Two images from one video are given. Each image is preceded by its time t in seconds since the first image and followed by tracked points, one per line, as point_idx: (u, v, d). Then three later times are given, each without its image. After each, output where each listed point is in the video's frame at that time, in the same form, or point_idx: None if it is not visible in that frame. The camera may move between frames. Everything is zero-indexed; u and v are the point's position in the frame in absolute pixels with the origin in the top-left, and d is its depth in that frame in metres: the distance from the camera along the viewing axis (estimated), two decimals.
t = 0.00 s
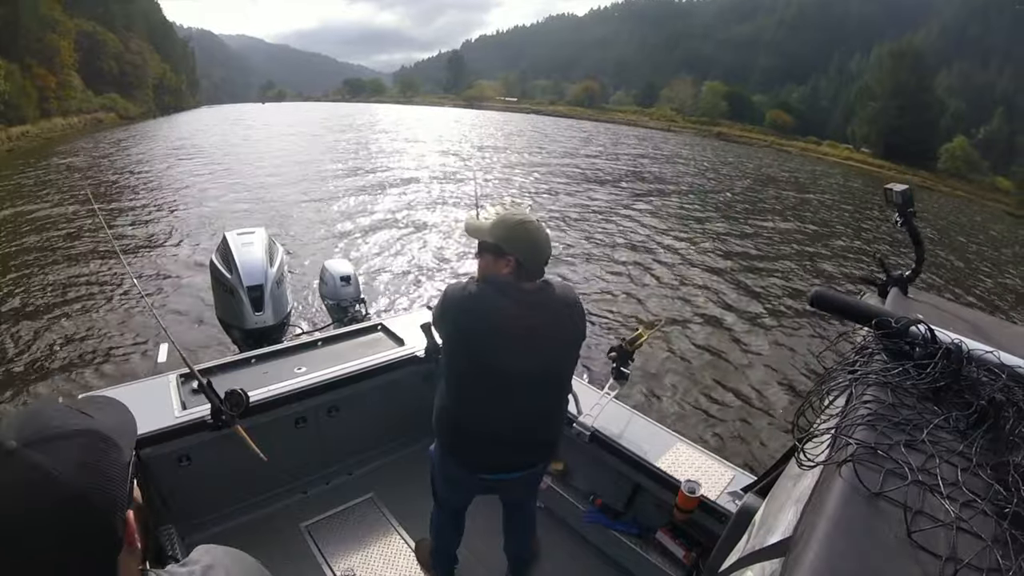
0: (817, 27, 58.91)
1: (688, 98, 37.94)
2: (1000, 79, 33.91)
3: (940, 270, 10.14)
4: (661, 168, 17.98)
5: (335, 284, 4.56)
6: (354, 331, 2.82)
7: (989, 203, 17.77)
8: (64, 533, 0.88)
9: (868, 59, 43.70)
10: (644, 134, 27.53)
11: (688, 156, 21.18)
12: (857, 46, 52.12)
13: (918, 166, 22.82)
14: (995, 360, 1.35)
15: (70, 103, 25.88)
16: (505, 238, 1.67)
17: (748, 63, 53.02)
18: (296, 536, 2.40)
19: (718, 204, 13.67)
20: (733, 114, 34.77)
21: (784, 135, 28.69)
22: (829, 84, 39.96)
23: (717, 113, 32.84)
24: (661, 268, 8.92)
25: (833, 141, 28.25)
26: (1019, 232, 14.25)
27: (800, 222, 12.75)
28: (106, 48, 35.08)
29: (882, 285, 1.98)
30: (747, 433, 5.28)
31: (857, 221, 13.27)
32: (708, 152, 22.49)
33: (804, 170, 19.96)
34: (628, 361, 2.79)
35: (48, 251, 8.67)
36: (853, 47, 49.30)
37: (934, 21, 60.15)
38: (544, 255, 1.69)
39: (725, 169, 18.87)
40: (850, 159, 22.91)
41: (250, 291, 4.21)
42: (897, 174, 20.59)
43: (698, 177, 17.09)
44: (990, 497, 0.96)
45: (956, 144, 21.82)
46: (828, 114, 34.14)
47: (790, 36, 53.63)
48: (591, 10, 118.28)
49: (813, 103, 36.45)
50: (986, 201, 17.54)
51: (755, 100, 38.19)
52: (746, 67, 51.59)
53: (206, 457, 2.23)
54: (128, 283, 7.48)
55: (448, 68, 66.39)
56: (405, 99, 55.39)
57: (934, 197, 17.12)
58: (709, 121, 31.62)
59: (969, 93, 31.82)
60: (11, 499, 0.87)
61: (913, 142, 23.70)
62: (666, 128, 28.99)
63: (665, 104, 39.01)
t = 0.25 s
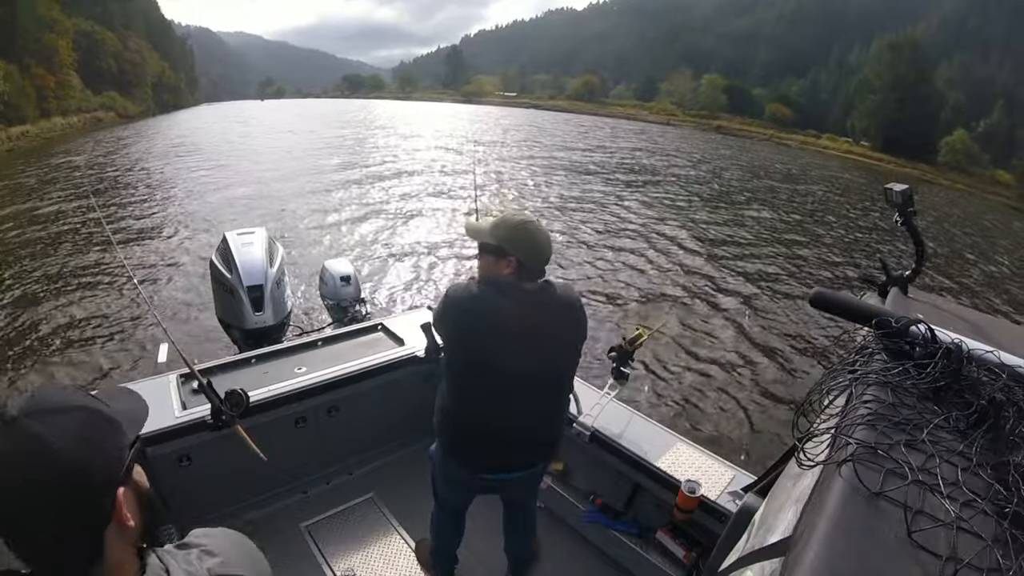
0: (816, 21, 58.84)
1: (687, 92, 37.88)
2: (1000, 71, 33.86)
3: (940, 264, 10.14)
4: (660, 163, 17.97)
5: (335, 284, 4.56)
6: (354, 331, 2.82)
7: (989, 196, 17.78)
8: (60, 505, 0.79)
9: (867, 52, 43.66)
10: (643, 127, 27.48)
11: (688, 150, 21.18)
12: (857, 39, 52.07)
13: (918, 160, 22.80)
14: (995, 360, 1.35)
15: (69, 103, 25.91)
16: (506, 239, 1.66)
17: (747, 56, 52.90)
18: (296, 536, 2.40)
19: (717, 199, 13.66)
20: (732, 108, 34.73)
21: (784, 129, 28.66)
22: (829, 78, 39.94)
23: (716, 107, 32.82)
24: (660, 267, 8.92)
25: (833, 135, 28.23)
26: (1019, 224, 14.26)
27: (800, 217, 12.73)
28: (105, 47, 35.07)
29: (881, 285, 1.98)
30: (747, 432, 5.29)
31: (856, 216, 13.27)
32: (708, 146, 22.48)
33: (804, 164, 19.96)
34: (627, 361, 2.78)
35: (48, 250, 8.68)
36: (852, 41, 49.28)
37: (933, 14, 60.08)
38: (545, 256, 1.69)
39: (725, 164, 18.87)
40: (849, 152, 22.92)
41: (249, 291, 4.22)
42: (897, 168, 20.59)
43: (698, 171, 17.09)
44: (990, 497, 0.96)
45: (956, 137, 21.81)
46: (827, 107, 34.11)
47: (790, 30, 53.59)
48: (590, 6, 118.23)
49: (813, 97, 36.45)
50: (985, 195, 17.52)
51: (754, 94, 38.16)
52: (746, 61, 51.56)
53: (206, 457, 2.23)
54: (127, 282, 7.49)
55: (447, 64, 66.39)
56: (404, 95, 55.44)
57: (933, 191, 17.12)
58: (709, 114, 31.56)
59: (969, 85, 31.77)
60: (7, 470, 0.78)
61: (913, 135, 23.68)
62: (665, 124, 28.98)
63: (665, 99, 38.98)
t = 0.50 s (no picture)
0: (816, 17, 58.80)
1: (687, 89, 37.86)
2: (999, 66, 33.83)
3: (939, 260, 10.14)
4: (660, 160, 17.96)
5: (335, 284, 4.56)
6: (354, 331, 2.82)
7: (988, 192, 17.78)
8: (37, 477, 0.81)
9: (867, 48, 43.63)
10: (642, 125, 27.46)
11: (688, 147, 21.17)
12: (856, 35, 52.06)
13: (917, 156, 22.79)
14: (996, 360, 1.35)
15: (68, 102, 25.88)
16: (506, 239, 1.66)
17: (747, 53, 52.86)
18: (296, 536, 2.40)
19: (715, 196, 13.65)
20: (731, 106, 34.72)
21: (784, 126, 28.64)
22: (829, 74, 39.94)
23: (715, 105, 32.77)
24: (660, 265, 8.91)
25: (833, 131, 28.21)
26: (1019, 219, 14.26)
27: (799, 213, 12.73)
28: (104, 46, 35.02)
29: (882, 285, 1.98)
30: (746, 431, 5.29)
31: (855, 212, 13.28)
32: (707, 143, 22.47)
33: (803, 160, 19.95)
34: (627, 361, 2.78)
35: (47, 250, 8.67)
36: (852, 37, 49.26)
37: (933, 10, 60.05)
38: (546, 255, 1.69)
39: (724, 160, 18.86)
40: (849, 149, 22.91)
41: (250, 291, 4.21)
42: (896, 164, 20.59)
43: (697, 168, 17.08)
44: (989, 496, 0.96)
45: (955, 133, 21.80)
46: (827, 103, 34.09)
47: (789, 27, 53.56)
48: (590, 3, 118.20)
49: (813, 93, 36.44)
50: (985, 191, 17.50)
51: (754, 91, 38.15)
52: (745, 58, 51.54)
53: (206, 457, 2.22)
54: (127, 281, 7.48)
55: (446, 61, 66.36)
56: (404, 93, 55.42)
57: (933, 187, 17.12)
58: (708, 111, 31.54)
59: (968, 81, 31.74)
60: None
61: (913, 131, 23.66)
62: (665, 122, 28.97)
63: (664, 96, 38.95)
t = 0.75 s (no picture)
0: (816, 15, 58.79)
1: (686, 88, 37.89)
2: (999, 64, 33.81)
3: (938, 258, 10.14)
4: (659, 158, 17.98)
5: (335, 285, 4.56)
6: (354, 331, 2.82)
7: (988, 190, 17.79)
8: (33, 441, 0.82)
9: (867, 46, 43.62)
10: (642, 123, 27.45)
11: (687, 146, 21.21)
12: (856, 34, 52.06)
13: (917, 154, 22.80)
14: (995, 360, 1.35)
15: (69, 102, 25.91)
16: (509, 238, 1.65)
17: (746, 51, 52.82)
18: (297, 536, 2.40)
19: (715, 195, 13.65)
20: (731, 105, 34.71)
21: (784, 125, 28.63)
22: (828, 72, 39.95)
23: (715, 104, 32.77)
24: (660, 264, 8.92)
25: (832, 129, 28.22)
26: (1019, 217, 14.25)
27: (798, 212, 12.74)
28: (104, 45, 35.00)
29: (881, 285, 1.98)
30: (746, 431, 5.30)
31: (854, 211, 13.28)
32: (707, 142, 22.51)
33: (803, 159, 19.95)
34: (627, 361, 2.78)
35: (47, 250, 8.68)
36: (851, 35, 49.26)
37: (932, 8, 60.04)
38: (550, 254, 1.67)
39: (724, 159, 18.87)
40: (848, 147, 22.91)
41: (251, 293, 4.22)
42: (896, 163, 20.59)
43: (697, 167, 17.10)
44: (989, 497, 0.96)
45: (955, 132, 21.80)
46: (827, 101, 34.09)
47: (789, 25, 53.55)
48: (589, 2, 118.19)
49: (812, 91, 36.44)
50: (984, 189, 17.50)
51: (753, 89, 38.16)
52: (745, 56, 51.53)
53: (206, 457, 2.22)
54: (127, 282, 7.49)
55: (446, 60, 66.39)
56: (404, 92, 55.45)
57: (932, 185, 17.12)
58: (707, 110, 31.55)
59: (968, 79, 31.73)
60: None
61: (912, 129, 23.66)
62: (665, 120, 28.98)
63: (664, 95, 38.95)
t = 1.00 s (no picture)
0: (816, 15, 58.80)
1: (686, 88, 37.88)
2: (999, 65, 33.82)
3: (937, 259, 10.14)
4: (659, 158, 17.98)
5: (335, 284, 4.56)
6: (354, 331, 2.82)
7: (987, 191, 17.80)
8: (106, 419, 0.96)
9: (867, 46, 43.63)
10: (642, 122, 27.42)
11: (687, 146, 21.22)
12: (856, 35, 52.10)
13: (917, 155, 22.80)
14: (996, 360, 1.35)
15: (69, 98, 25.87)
16: (517, 240, 1.65)
17: (747, 50, 52.79)
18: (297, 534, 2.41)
19: (714, 195, 13.65)
20: (731, 105, 34.72)
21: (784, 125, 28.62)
22: (829, 72, 39.97)
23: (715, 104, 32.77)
24: (660, 264, 8.92)
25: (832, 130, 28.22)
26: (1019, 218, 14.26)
27: (798, 213, 12.74)
28: (104, 42, 34.94)
29: (882, 285, 1.98)
30: (745, 430, 5.29)
31: (854, 211, 13.29)
32: (706, 142, 22.52)
33: (803, 159, 19.95)
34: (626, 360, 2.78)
35: (46, 246, 8.67)
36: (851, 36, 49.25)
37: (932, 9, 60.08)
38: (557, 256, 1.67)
39: (724, 158, 18.87)
40: (848, 149, 22.89)
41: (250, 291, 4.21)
42: (895, 163, 20.60)
43: (697, 167, 17.10)
44: (989, 497, 0.96)
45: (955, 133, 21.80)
46: (827, 102, 34.09)
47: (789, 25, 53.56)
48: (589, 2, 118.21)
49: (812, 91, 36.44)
50: (983, 190, 17.50)
51: (753, 90, 38.17)
52: (745, 56, 51.51)
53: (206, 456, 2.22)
54: (126, 278, 7.48)
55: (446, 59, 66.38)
56: (403, 91, 55.41)
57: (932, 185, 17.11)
58: (708, 109, 31.55)
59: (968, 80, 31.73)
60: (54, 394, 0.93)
61: (912, 131, 23.68)
62: (665, 120, 28.98)
63: (664, 95, 38.93)
